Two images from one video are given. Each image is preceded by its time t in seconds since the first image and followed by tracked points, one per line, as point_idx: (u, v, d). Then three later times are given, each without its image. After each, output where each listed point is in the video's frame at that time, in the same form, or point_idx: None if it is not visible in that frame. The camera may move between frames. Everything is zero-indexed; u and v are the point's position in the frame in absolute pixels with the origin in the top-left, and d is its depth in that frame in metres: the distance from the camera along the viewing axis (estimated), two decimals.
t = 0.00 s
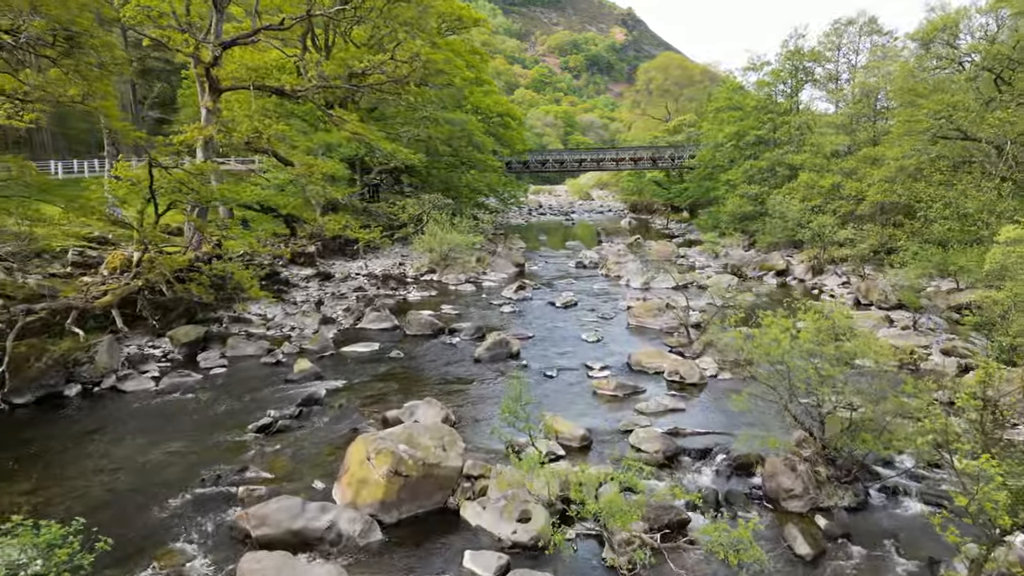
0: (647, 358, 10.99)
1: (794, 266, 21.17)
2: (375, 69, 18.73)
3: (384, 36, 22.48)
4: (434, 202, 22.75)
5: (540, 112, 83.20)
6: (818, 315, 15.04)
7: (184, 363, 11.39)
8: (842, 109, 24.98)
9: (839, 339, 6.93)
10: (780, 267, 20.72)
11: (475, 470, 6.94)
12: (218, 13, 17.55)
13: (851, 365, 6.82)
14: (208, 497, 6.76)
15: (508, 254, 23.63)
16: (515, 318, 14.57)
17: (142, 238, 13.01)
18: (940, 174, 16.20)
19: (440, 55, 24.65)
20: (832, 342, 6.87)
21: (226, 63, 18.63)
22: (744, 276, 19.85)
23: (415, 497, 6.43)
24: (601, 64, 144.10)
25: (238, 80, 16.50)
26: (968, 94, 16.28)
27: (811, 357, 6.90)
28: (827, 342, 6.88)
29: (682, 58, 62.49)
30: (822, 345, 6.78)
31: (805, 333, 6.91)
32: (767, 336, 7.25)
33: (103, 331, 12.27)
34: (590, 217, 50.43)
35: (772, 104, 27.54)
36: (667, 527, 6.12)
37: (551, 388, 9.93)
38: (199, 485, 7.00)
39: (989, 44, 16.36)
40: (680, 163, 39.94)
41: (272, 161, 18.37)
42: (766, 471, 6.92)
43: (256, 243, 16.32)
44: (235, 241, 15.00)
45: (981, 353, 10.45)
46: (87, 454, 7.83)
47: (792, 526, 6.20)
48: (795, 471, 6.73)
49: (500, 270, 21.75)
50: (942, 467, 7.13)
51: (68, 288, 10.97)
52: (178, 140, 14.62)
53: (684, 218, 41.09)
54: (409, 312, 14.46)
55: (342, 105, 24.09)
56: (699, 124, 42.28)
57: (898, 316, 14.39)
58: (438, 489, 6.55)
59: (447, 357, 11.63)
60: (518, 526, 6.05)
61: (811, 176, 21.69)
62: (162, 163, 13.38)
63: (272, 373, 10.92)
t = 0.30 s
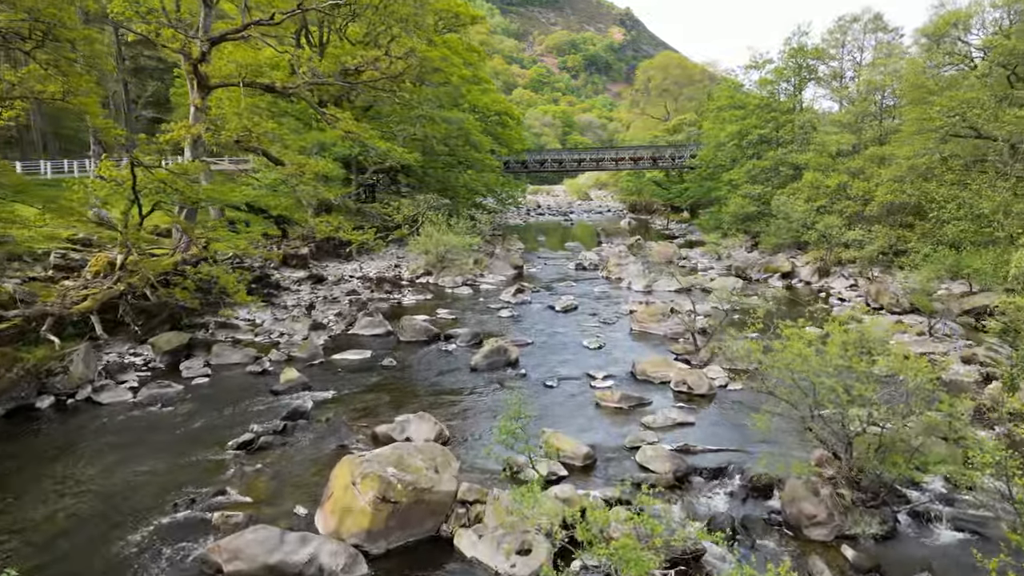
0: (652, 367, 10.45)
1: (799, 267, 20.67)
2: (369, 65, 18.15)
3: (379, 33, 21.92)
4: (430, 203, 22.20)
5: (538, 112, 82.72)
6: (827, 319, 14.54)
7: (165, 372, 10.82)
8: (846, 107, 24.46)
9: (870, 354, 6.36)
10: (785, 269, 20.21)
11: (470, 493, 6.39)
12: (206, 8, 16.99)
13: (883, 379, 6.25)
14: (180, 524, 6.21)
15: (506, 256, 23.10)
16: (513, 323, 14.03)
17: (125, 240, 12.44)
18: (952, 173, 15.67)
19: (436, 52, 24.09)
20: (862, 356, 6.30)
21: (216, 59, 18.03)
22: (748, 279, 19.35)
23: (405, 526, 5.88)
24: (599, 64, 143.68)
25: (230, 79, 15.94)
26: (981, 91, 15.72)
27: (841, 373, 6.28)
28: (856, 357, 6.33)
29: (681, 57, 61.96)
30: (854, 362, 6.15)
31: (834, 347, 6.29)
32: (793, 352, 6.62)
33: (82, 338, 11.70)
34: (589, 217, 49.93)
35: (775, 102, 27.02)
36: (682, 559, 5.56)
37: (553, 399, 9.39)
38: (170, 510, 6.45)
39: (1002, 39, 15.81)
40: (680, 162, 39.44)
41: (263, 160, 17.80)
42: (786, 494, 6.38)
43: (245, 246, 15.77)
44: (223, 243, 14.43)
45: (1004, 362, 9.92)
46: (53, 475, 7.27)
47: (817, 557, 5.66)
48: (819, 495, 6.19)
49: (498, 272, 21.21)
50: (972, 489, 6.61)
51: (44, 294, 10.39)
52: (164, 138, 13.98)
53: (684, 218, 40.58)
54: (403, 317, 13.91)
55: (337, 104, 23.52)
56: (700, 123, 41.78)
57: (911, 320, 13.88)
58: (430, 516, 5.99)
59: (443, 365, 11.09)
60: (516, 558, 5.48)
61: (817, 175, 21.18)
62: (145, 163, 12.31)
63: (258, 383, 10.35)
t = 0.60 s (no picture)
0: (658, 378, 9.92)
1: (805, 270, 20.16)
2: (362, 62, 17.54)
3: (374, 30, 21.33)
4: (427, 203, 21.65)
5: (537, 112, 82.23)
6: (837, 325, 14.03)
7: (146, 383, 10.26)
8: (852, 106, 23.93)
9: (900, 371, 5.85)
10: (791, 271, 19.70)
11: (465, 523, 5.84)
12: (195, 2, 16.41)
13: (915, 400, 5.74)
14: (147, 556, 5.65)
15: (505, 258, 22.57)
16: (512, 329, 13.50)
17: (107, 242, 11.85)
18: (966, 173, 15.12)
19: (433, 50, 23.53)
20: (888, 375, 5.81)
21: (206, 54, 17.45)
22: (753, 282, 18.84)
23: (393, 560, 5.33)
24: (598, 64, 143.27)
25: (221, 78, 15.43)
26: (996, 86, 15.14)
27: (872, 392, 5.72)
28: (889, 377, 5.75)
29: (681, 56, 61.39)
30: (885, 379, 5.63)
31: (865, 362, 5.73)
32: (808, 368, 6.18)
33: (59, 345, 11.14)
34: (588, 218, 49.44)
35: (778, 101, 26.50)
36: None
37: (554, 412, 8.87)
38: (138, 539, 5.91)
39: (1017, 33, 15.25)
40: (681, 163, 38.93)
41: (253, 159, 17.22)
42: (812, 523, 5.83)
43: (234, 248, 15.20)
44: (211, 245, 13.85)
45: None
46: (15, 498, 6.73)
47: None
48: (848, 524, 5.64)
49: (496, 275, 20.68)
50: (1008, 514, 6.11)
51: (18, 300, 9.80)
52: (150, 137, 13.47)
53: (685, 219, 40.08)
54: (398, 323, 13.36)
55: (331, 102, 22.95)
56: (701, 123, 41.26)
57: (925, 326, 13.36)
58: (422, 547, 5.44)
59: (438, 375, 10.55)
60: None
61: (823, 175, 20.68)
62: (127, 161, 11.71)
63: (243, 394, 9.80)
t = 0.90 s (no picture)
0: (665, 389, 9.39)
1: (811, 272, 19.66)
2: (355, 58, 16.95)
3: (368, 25, 20.75)
4: (423, 204, 21.11)
5: (535, 112, 81.75)
6: (849, 331, 13.51)
7: (124, 395, 9.69)
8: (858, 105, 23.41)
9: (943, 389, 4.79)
10: (796, 274, 19.21)
11: (458, 559, 5.28)
12: None
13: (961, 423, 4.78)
14: None
15: (503, 259, 22.05)
16: (511, 335, 12.98)
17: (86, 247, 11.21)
18: (981, 173, 14.57)
19: (429, 47, 22.97)
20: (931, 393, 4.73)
21: (193, 49, 16.84)
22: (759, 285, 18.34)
23: None
24: (596, 64, 142.82)
25: (211, 75, 14.82)
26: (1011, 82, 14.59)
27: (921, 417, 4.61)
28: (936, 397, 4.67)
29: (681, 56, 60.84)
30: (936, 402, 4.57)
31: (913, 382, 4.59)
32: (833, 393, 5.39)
33: (34, 354, 10.55)
34: (587, 218, 48.96)
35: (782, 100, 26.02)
36: None
37: (556, 427, 8.33)
38: None
39: None
40: (681, 162, 38.43)
41: (243, 159, 16.65)
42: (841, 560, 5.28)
43: (222, 251, 14.62)
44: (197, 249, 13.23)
45: None
46: None
47: None
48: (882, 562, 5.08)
49: (494, 278, 20.17)
50: None
51: None
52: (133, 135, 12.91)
53: (686, 220, 39.60)
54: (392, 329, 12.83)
55: (325, 100, 22.38)
56: (702, 122, 40.74)
57: (940, 331, 12.84)
58: None
59: (432, 385, 10.02)
60: None
61: (829, 175, 20.16)
62: (107, 161, 11.09)
63: (227, 408, 9.24)
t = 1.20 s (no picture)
0: (674, 402, 8.84)
1: (818, 275, 19.14)
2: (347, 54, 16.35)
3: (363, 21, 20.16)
4: (419, 205, 20.55)
5: (533, 112, 81.14)
6: (861, 337, 12.97)
7: (98, 410, 9.09)
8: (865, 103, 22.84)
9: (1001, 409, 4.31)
10: (803, 277, 18.68)
11: None
12: None
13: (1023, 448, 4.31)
14: None
15: (501, 262, 21.49)
16: (510, 343, 12.42)
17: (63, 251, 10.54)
18: (997, 172, 14.02)
19: (426, 44, 22.39)
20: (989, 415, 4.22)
21: (180, 45, 16.24)
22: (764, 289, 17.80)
23: None
24: (595, 64, 142.25)
25: (196, 72, 14.22)
26: None
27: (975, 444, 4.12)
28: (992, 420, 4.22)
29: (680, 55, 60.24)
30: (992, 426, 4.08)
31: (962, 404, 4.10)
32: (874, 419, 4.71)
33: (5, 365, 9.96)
34: (586, 219, 48.39)
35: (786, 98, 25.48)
36: None
37: (557, 445, 7.78)
38: None
39: None
40: (682, 163, 37.86)
41: (232, 158, 16.06)
42: None
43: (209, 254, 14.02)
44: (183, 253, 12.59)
45: None
46: None
47: None
48: None
49: (491, 281, 19.61)
50: None
51: None
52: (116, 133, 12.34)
53: (686, 221, 39.04)
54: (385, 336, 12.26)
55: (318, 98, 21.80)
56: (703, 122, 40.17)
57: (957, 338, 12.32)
58: None
59: (426, 397, 9.46)
60: None
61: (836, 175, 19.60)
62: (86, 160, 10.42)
63: (207, 424, 8.66)
